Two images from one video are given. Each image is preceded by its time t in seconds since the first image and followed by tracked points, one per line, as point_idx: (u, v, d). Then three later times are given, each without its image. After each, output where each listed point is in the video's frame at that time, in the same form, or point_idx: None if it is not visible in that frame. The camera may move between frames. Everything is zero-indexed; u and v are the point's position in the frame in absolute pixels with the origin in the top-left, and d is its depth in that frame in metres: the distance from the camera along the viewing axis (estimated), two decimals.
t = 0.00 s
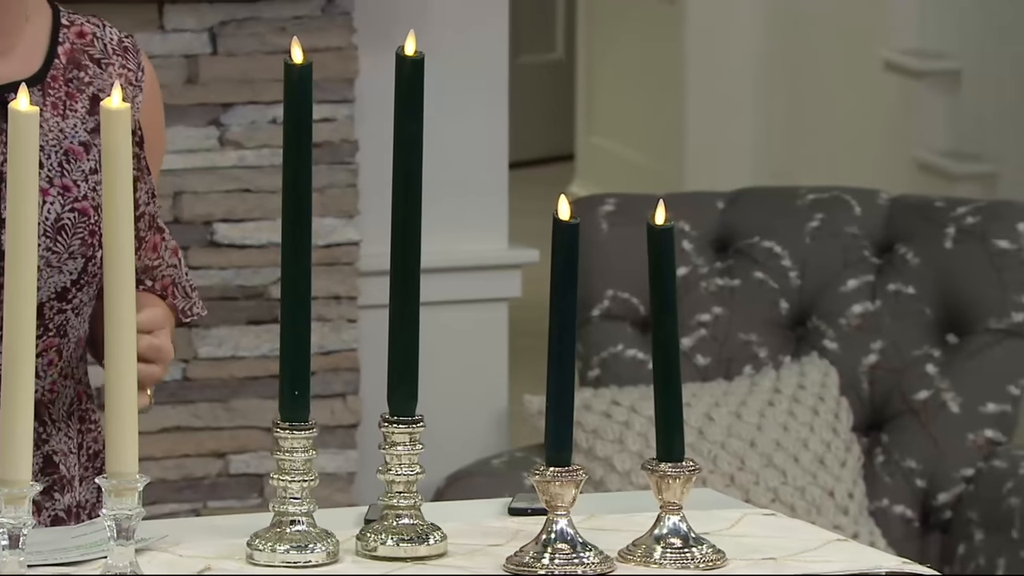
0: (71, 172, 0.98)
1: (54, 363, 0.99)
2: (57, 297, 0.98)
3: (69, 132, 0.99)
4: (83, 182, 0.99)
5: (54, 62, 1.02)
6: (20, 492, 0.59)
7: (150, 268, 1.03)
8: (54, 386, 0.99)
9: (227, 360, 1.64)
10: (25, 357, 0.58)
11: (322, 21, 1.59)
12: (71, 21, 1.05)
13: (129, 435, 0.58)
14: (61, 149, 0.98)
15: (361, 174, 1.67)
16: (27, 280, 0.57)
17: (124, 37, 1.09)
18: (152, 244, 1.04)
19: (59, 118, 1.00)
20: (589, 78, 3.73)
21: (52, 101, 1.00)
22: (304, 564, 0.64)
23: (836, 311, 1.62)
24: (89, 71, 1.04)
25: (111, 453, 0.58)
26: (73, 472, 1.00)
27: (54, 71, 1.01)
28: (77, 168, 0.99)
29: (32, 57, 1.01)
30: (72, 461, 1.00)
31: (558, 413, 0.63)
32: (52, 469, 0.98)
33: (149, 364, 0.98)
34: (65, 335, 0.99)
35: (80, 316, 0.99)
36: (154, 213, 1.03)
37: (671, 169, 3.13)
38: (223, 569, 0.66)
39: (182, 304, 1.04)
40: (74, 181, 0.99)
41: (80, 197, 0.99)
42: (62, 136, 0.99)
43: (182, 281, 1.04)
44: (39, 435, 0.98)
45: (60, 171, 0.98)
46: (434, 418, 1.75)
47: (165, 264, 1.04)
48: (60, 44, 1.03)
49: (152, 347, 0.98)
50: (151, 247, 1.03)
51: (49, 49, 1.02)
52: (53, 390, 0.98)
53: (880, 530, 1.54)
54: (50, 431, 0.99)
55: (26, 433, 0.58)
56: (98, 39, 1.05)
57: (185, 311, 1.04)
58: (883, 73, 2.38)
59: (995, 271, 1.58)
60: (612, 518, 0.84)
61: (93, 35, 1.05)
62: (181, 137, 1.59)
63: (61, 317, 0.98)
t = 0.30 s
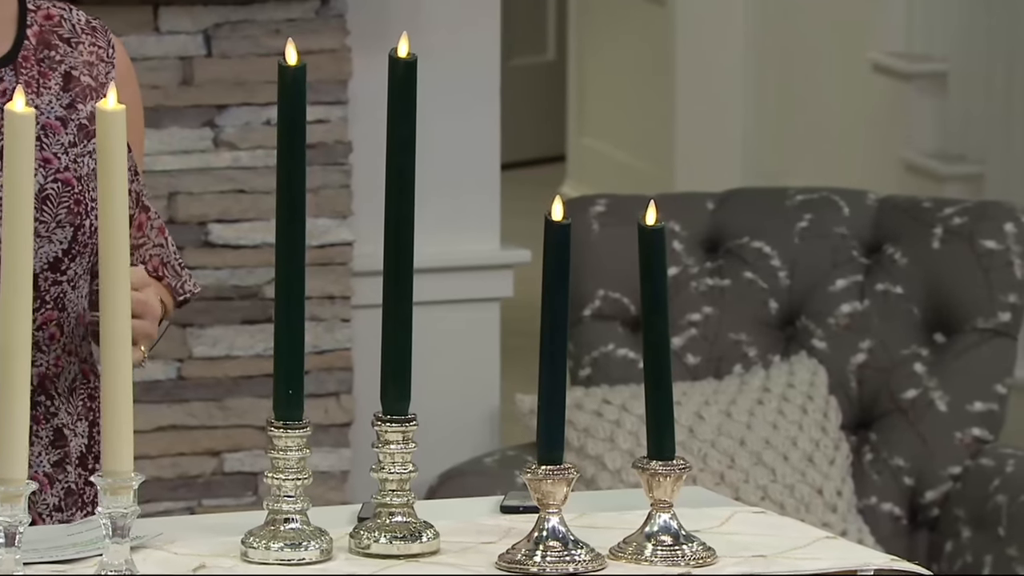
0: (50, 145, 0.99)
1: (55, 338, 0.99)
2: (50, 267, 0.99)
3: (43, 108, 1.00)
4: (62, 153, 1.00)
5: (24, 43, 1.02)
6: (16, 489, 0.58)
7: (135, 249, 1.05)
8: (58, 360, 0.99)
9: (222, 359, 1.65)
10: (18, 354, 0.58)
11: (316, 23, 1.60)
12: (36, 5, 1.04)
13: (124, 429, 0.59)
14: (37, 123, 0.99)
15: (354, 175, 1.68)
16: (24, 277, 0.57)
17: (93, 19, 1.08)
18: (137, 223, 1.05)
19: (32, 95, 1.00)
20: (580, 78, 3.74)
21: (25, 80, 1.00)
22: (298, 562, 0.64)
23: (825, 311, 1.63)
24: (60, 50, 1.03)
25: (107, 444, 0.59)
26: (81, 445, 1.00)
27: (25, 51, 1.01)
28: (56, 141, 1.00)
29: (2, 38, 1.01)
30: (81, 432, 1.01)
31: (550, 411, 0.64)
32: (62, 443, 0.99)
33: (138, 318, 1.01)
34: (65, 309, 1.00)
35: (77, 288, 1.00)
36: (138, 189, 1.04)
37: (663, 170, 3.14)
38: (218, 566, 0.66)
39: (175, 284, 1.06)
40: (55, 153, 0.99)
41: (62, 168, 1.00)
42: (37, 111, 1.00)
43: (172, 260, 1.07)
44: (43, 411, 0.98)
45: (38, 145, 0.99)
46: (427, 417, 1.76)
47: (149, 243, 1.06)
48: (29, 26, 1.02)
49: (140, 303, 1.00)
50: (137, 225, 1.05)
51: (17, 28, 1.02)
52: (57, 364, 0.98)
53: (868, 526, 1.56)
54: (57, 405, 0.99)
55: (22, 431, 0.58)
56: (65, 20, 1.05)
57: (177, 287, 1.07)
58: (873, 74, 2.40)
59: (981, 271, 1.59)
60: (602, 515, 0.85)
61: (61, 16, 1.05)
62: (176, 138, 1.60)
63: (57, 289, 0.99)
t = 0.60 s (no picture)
0: (48, 140, 1.00)
1: (51, 333, 0.99)
2: (46, 261, 0.99)
3: (42, 105, 1.01)
4: (59, 150, 1.00)
5: (22, 43, 1.02)
6: (14, 489, 0.57)
7: (142, 257, 1.03)
8: (55, 355, 0.99)
9: (220, 359, 1.65)
10: (19, 351, 0.57)
11: (313, 23, 1.60)
12: (37, 8, 1.04)
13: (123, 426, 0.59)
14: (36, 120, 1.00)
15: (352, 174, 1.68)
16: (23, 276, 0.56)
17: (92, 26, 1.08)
18: (141, 232, 1.03)
19: (32, 94, 1.01)
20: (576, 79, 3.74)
21: (24, 79, 1.01)
22: (297, 561, 0.64)
23: (821, 310, 1.64)
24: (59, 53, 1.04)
25: (106, 443, 0.58)
26: (80, 442, 1.00)
27: (24, 51, 1.02)
28: (53, 138, 1.00)
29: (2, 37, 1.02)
30: (81, 428, 1.00)
31: (547, 411, 0.64)
32: (58, 437, 0.99)
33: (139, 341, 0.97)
34: (62, 305, 1.00)
35: (74, 283, 1.01)
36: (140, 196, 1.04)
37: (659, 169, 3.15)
38: (215, 565, 0.66)
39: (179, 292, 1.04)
40: (52, 148, 1.00)
41: (58, 163, 1.00)
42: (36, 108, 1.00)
43: (176, 269, 1.04)
44: (40, 405, 0.98)
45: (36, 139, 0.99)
46: (424, 416, 1.76)
47: (154, 251, 1.03)
48: (28, 28, 1.02)
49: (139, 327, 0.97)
50: (140, 234, 1.03)
51: (17, 28, 1.02)
52: (54, 357, 0.99)
53: (863, 525, 1.57)
54: (54, 400, 0.99)
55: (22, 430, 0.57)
56: (66, 23, 1.05)
57: (182, 296, 1.04)
58: (869, 76, 2.40)
59: (976, 271, 1.60)
60: (598, 514, 0.86)
61: (61, 20, 1.05)
62: (174, 138, 1.60)
63: (53, 283, 0.99)
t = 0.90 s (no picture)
0: (54, 135, 0.99)
1: (59, 327, 0.98)
2: (53, 254, 0.97)
3: (47, 101, 1.00)
4: (67, 144, 0.99)
5: (27, 44, 1.02)
6: (14, 489, 0.57)
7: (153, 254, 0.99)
8: (62, 348, 0.98)
9: (219, 359, 1.65)
10: (20, 351, 0.57)
11: (313, 24, 1.60)
12: (42, 10, 1.04)
13: (123, 425, 0.59)
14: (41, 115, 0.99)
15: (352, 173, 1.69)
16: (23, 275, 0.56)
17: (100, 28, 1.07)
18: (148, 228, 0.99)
19: (36, 90, 1.00)
20: (576, 80, 3.73)
21: (29, 76, 1.00)
22: (296, 561, 0.64)
23: (820, 310, 1.64)
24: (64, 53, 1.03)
25: (106, 443, 0.58)
26: (82, 438, 0.99)
27: (29, 50, 1.01)
28: (60, 133, 0.99)
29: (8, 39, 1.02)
30: (84, 425, 0.99)
31: (547, 411, 0.64)
32: (63, 431, 0.97)
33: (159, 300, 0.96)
34: (70, 299, 0.98)
35: (81, 279, 0.99)
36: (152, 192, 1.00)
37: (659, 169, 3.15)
38: (215, 565, 0.66)
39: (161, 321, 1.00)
40: (59, 143, 0.99)
41: (66, 157, 0.99)
42: (41, 104, 1.00)
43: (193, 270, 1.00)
44: (46, 398, 0.97)
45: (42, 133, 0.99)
46: (424, 416, 1.76)
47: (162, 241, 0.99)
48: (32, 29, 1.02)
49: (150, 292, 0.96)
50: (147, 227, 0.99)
51: (20, 31, 1.02)
52: (61, 351, 0.97)
53: (863, 525, 1.57)
54: (60, 393, 0.97)
55: (21, 430, 0.57)
56: (71, 24, 1.04)
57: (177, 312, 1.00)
58: (869, 76, 2.40)
59: (976, 271, 1.60)
60: (598, 514, 0.86)
61: (66, 21, 1.04)
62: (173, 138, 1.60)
63: (61, 276, 0.98)
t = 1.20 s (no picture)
0: (63, 144, 0.98)
1: (64, 335, 0.97)
2: (60, 262, 0.96)
3: (58, 109, 0.98)
4: (75, 154, 0.98)
5: (39, 48, 1.00)
6: (14, 490, 0.57)
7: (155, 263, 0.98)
8: (68, 356, 0.97)
9: (219, 359, 1.65)
10: (20, 351, 0.57)
11: (313, 23, 1.60)
12: (54, 15, 1.03)
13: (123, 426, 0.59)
14: (51, 124, 0.98)
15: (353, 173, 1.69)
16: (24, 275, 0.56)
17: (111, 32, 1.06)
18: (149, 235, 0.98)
19: (47, 97, 0.99)
20: (576, 80, 3.73)
21: (40, 82, 0.99)
22: (296, 561, 0.64)
23: (820, 310, 1.64)
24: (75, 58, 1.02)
25: (106, 444, 0.58)
26: (90, 444, 0.99)
27: (40, 55, 1.00)
28: (69, 142, 0.98)
29: (18, 43, 1.00)
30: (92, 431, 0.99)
31: (547, 411, 0.64)
32: (71, 438, 0.97)
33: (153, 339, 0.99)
34: (76, 306, 0.98)
35: (88, 286, 0.98)
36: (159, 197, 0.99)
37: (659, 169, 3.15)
38: (215, 565, 0.66)
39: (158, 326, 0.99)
40: (67, 152, 0.98)
41: (73, 166, 0.98)
42: (51, 112, 0.98)
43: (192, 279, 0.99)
44: (53, 406, 0.96)
45: (51, 142, 0.97)
46: (423, 416, 1.76)
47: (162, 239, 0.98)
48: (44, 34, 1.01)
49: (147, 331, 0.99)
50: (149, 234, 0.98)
51: (33, 35, 1.01)
52: (68, 359, 0.97)
53: (863, 524, 1.57)
54: (68, 401, 0.97)
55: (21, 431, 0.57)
56: (82, 29, 1.03)
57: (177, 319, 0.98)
58: (868, 76, 2.40)
59: (976, 271, 1.60)
60: (598, 514, 0.86)
61: (78, 27, 1.03)
62: (174, 139, 1.60)
63: (67, 285, 0.97)
